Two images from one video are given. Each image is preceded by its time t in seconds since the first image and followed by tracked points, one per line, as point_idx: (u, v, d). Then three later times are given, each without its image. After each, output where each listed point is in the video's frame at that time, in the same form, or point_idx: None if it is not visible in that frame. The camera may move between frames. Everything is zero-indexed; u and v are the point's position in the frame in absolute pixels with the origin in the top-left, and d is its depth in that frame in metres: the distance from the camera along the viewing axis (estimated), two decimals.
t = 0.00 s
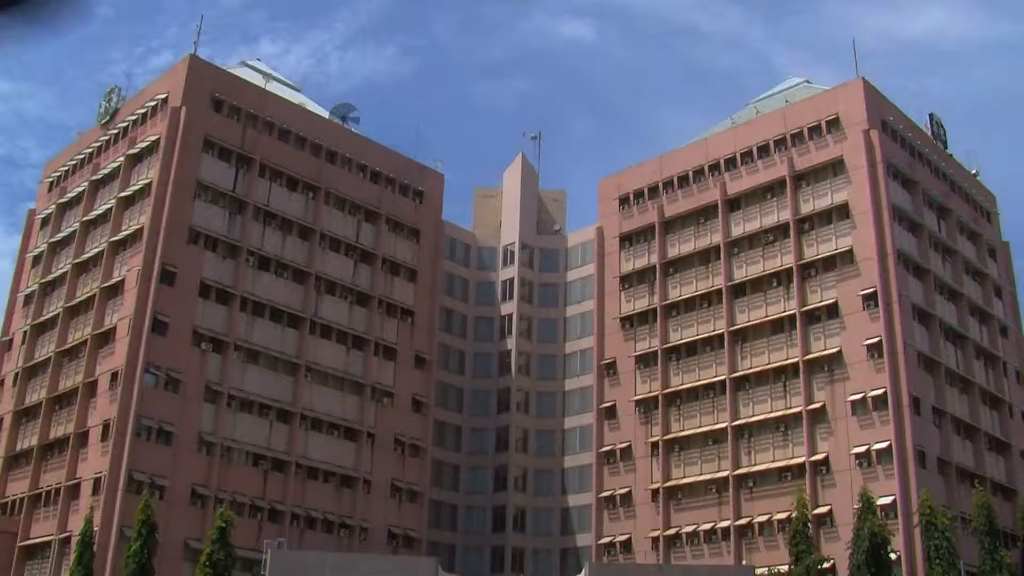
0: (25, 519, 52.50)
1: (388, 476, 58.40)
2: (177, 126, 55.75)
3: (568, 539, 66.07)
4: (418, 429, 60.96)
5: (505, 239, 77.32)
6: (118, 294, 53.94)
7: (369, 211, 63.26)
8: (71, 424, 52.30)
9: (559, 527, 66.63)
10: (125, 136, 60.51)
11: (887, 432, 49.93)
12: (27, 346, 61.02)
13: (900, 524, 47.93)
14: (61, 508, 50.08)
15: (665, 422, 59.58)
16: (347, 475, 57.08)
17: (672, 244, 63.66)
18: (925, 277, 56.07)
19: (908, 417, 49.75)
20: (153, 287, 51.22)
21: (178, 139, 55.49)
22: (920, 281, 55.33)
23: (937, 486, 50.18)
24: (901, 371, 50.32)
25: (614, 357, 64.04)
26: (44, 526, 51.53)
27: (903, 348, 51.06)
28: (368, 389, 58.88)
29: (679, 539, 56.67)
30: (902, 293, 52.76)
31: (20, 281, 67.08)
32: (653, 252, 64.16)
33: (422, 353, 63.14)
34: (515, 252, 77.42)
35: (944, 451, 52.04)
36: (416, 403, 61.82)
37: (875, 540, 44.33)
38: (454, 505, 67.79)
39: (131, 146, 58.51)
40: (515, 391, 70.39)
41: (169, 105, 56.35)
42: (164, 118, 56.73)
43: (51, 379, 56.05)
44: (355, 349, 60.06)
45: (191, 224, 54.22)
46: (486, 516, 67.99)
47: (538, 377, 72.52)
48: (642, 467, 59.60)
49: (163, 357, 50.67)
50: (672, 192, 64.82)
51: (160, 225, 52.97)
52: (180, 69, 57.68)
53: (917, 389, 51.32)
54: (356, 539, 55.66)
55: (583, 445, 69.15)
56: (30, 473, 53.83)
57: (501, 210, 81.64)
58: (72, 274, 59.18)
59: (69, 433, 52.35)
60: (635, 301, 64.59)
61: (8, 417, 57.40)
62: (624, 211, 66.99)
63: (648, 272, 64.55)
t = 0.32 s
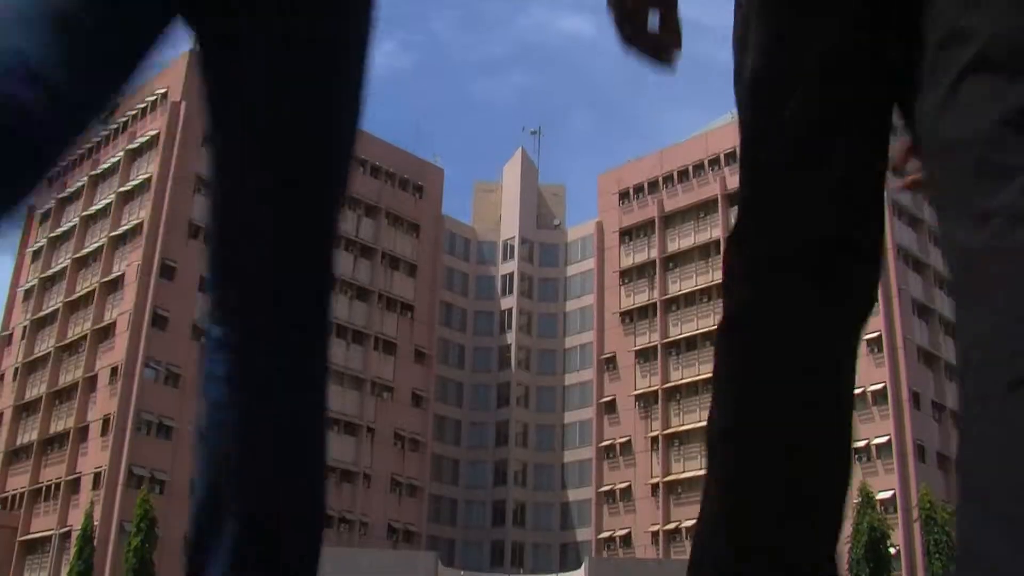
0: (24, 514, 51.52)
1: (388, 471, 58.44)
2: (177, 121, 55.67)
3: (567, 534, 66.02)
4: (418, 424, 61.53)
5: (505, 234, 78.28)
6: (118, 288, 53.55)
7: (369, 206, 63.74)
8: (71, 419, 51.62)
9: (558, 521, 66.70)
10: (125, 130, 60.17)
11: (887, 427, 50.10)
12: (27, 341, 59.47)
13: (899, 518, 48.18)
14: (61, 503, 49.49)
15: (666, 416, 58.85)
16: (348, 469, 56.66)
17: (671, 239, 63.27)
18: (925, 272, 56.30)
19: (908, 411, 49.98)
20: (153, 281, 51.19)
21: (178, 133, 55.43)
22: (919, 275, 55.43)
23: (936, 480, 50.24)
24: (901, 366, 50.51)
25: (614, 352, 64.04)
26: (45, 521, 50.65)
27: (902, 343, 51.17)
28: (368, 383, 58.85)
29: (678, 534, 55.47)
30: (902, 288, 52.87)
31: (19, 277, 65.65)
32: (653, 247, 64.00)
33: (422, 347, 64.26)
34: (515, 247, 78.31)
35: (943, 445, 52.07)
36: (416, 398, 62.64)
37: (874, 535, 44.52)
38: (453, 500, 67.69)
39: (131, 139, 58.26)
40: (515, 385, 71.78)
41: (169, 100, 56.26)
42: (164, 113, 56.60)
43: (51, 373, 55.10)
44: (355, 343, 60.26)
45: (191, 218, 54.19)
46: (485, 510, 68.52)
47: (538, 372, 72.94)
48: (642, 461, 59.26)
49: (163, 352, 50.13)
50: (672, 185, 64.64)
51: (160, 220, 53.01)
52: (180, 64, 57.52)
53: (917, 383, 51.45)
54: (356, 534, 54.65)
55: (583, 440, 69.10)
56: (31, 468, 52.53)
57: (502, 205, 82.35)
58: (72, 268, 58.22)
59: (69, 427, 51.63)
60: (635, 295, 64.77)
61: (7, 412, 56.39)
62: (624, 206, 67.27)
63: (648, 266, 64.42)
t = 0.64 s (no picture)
0: (24, 503, 50.84)
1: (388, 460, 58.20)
2: (176, 111, 55.61)
3: (567, 523, 65.81)
4: (418, 413, 61.55)
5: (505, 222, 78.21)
6: (117, 278, 53.32)
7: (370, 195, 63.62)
8: (71, 408, 51.34)
9: (557, 510, 66.35)
10: (124, 120, 60.02)
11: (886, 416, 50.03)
12: (26, 332, 58.75)
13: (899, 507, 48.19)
14: (61, 493, 48.94)
15: (665, 405, 58.64)
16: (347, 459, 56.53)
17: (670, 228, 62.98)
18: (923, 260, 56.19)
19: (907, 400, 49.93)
20: (154, 269, 51.32)
21: (177, 122, 55.42)
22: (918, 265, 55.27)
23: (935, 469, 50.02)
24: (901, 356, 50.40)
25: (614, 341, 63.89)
26: (46, 511, 49.95)
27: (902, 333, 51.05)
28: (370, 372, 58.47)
29: (678, 523, 55.29)
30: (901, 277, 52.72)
31: (19, 266, 64.65)
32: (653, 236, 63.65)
33: (423, 336, 64.13)
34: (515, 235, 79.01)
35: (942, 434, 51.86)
36: (416, 387, 62.69)
37: (873, 524, 44.50)
38: (453, 489, 68.08)
39: (131, 129, 58.22)
40: (514, 374, 72.01)
41: (169, 89, 56.19)
42: (164, 102, 56.46)
43: (51, 363, 54.59)
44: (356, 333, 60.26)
45: (190, 208, 54.32)
46: (485, 499, 68.40)
47: (538, 361, 73.05)
48: (642, 451, 58.82)
49: (164, 342, 50.34)
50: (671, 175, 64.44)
51: (160, 209, 53.15)
52: (179, 53, 57.46)
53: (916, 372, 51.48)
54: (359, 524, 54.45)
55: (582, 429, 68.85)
56: (30, 458, 52.10)
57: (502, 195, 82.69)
58: (72, 258, 57.85)
59: (69, 417, 51.36)
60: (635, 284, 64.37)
61: (7, 401, 55.60)
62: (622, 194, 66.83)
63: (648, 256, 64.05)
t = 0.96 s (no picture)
0: (25, 485, 51.03)
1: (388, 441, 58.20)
2: (174, 90, 55.00)
3: (566, 502, 66.08)
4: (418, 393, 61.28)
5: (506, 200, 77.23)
6: (117, 258, 53.24)
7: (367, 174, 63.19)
8: (71, 389, 51.46)
9: (557, 490, 66.56)
10: (123, 101, 59.62)
11: (885, 397, 49.68)
12: (26, 313, 58.91)
13: (897, 487, 48.02)
14: (62, 474, 49.07)
15: (664, 386, 58.83)
16: (347, 439, 56.85)
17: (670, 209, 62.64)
18: (923, 242, 55.61)
19: (905, 381, 49.84)
20: (154, 250, 51.16)
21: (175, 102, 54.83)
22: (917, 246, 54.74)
23: (934, 449, 50.02)
24: (900, 336, 50.05)
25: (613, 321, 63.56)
26: (47, 492, 50.18)
27: (901, 313, 50.88)
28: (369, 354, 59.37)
29: (677, 503, 55.42)
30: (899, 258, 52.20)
31: (19, 247, 64.72)
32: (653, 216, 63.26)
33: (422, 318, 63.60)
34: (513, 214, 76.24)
35: (940, 414, 51.85)
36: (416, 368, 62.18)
37: (872, 504, 44.47)
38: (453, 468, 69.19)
39: (129, 109, 57.96)
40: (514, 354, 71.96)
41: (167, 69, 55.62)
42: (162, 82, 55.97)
43: (51, 344, 54.79)
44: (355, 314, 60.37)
45: (190, 188, 53.99)
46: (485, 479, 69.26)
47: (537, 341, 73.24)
48: (641, 430, 58.81)
49: (164, 323, 50.41)
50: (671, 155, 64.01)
51: (160, 190, 52.76)
52: (177, 33, 56.87)
53: (916, 352, 51.22)
54: (358, 504, 55.34)
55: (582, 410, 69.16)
56: (31, 439, 52.35)
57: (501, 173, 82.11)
58: (71, 240, 57.82)
59: (69, 397, 51.49)
60: (634, 264, 63.86)
61: (7, 382, 55.82)
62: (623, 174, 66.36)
63: (648, 236, 63.63)
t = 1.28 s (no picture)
0: (26, 462, 51.31)
1: (388, 417, 58.48)
2: (172, 67, 54.52)
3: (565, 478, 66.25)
4: (418, 369, 61.32)
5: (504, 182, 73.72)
6: (116, 237, 53.18)
7: (366, 151, 62.98)
8: (71, 367, 51.63)
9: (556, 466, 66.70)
10: (121, 79, 59.42)
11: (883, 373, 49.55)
12: (26, 291, 59.06)
13: (895, 464, 48.05)
14: (62, 452, 49.31)
15: (663, 362, 58.88)
16: (347, 415, 57.09)
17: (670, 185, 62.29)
18: (923, 219, 55.07)
19: (904, 359, 49.67)
20: (152, 227, 51.01)
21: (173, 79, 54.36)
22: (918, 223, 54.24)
23: (934, 427, 50.01)
24: (898, 311, 49.88)
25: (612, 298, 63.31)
26: (47, 469, 50.50)
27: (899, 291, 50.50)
28: (367, 330, 59.26)
29: (676, 479, 55.61)
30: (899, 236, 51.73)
31: (18, 226, 64.80)
32: (652, 193, 62.90)
33: (422, 294, 63.48)
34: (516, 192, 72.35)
35: (939, 392, 51.91)
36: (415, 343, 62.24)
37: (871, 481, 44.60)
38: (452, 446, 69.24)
39: (127, 88, 57.74)
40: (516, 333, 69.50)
41: (164, 46, 55.13)
42: (159, 59, 55.57)
43: (51, 322, 54.97)
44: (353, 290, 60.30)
45: (188, 165, 53.65)
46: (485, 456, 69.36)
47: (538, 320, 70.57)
48: (640, 407, 58.89)
49: (163, 301, 50.48)
50: (671, 132, 63.51)
51: (158, 167, 52.38)
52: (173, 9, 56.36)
53: (914, 329, 50.89)
54: (357, 479, 55.65)
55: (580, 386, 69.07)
56: (31, 417, 52.63)
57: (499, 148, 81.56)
58: (70, 218, 57.82)
59: (69, 375, 51.68)
60: (633, 242, 63.43)
61: (8, 360, 56.07)
62: (622, 151, 65.93)
63: (648, 213, 63.29)
